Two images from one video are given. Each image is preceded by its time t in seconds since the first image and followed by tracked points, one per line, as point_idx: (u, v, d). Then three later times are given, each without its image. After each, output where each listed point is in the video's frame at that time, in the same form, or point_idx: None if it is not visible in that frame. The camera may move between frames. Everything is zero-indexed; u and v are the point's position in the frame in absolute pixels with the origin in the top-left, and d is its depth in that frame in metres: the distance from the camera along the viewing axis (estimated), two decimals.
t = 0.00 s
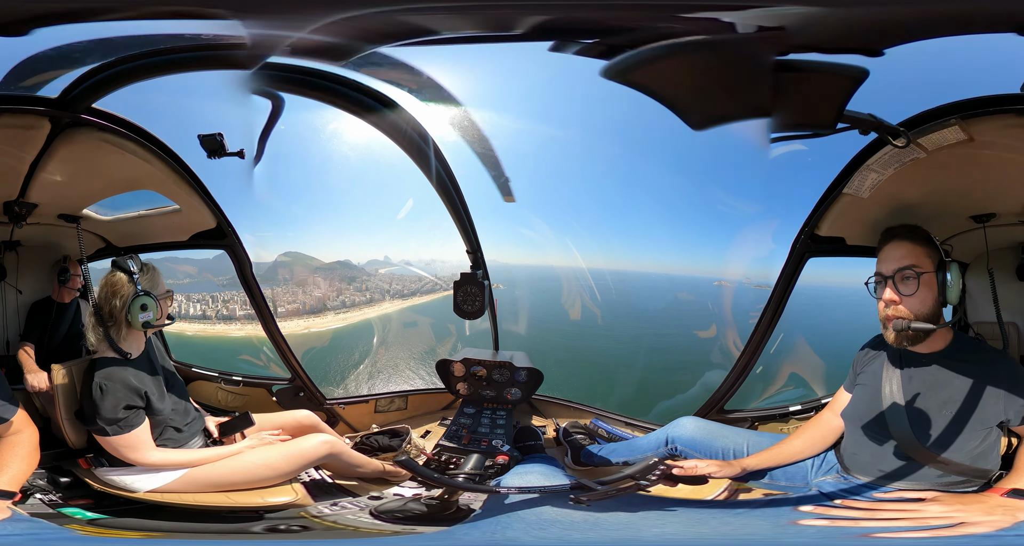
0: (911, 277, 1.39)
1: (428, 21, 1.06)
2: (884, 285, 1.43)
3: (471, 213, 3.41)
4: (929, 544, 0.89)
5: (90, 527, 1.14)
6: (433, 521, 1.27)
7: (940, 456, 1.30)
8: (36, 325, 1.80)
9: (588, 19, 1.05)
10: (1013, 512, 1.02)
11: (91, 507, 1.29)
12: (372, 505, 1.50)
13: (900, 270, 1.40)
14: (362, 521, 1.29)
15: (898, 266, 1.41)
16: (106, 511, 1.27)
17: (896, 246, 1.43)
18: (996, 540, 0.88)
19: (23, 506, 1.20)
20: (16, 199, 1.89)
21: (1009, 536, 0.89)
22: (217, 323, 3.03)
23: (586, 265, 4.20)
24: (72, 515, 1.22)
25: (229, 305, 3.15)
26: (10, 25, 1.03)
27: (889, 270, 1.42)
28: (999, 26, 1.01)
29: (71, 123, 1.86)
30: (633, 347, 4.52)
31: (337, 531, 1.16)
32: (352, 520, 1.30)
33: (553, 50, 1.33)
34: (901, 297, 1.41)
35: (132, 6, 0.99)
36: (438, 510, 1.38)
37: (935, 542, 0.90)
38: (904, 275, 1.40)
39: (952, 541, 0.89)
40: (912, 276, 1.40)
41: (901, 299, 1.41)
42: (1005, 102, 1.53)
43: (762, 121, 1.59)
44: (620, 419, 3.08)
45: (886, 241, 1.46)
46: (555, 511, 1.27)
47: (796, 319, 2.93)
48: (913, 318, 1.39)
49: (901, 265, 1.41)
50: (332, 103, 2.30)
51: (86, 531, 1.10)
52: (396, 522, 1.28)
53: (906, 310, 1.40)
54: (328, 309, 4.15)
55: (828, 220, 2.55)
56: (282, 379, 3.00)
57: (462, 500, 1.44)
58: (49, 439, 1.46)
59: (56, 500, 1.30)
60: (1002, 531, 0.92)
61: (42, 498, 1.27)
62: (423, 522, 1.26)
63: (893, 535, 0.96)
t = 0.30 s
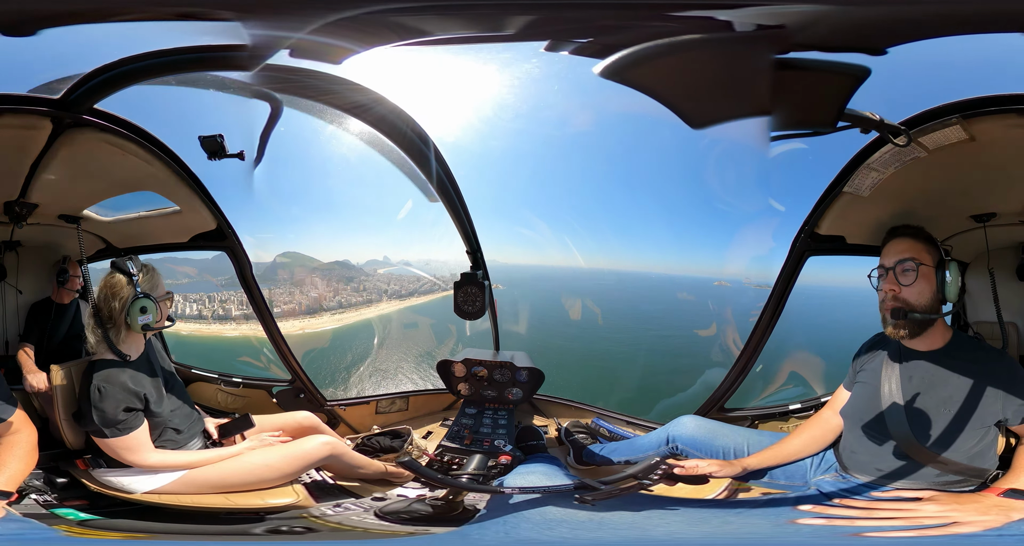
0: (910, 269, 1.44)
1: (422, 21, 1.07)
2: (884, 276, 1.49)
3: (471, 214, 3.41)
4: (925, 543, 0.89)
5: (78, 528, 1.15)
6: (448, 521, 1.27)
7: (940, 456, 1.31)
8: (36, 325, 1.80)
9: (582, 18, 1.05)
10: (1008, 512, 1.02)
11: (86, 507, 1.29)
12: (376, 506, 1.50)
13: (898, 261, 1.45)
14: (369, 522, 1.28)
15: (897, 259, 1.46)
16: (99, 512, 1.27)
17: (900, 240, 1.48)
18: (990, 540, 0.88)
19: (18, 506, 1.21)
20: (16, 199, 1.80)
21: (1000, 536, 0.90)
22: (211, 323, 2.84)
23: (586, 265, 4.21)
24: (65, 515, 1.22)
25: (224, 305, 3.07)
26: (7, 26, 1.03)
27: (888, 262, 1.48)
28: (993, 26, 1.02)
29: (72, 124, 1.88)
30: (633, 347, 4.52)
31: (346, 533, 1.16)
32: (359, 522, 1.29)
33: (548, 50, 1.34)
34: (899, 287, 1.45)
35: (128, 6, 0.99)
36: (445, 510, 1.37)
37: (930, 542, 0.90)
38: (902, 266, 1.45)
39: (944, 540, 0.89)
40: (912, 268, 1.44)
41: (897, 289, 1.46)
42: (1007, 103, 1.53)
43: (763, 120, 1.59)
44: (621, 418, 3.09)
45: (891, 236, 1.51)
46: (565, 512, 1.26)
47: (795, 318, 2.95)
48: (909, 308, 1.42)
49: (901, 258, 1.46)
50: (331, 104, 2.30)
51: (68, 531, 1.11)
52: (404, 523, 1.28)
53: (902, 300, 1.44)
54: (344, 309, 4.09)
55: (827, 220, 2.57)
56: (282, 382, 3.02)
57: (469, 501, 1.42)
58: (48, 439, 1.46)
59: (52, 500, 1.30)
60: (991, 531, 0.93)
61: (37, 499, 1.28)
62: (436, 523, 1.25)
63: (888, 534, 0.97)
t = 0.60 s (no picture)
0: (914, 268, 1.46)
1: (418, 22, 1.07)
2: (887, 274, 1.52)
3: (471, 214, 3.42)
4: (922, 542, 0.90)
5: (69, 528, 1.17)
6: (453, 521, 1.26)
7: (941, 457, 1.32)
8: (36, 325, 1.81)
9: (579, 17, 1.06)
10: (1003, 512, 1.05)
11: (85, 508, 1.32)
12: (380, 507, 1.49)
13: (902, 260, 1.48)
14: (371, 523, 1.29)
15: (900, 257, 1.49)
16: (97, 513, 1.29)
17: (903, 239, 1.50)
18: (984, 540, 0.89)
19: (13, 507, 1.26)
20: (16, 199, 1.83)
21: (994, 536, 0.91)
22: (206, 322, 2.82)
23: (585, 265, 4.21)
24: (61, 515, 1.26)
25: (221, 306, 3.03)
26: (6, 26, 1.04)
27: (892, 260, 1.51)
28: (989, 25, 1.02)
29: (73, 125, 1.88)
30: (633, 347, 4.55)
31: (350, 534, 1.16)
32: (362, 522, 1.29)
33: (545, 50, 1.35)
34: (903, 286, 1.48)
35: (125, 6, 0.99)
36: (449, 510, 1.38)
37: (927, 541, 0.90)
38: (906, 264, 1.48)
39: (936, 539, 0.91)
40: (915, 267, 1.46)
41: (900, 287, 1.48)
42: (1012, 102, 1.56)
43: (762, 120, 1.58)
44: (622, 418, 3.10)
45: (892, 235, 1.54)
46: (563, 511, 1.26)
47: (795, 318, 2.97)
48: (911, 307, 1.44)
49: (904, 256, 1.48)
50: (331, 105, 2.31)
51: (58, 531, 1.13)
52: (409, 523, 1.28)
53: (904, 299, 1.46)
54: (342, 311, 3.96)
55: (827, 220, 2.57)
56: (282, 383, 3.06)
57: (472, 501, 1.42)
58: (46, 440, 1.46)
59: (49, 502, 1.33)
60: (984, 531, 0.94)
61: (35, 499, 1.33)
62: (442, 523, 1.26)
63: (882, 534, 0.98)
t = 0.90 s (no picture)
0: (923, 268, 1.41)
1: (414, 22, 1.07)
2: (897, 273, 1.45)
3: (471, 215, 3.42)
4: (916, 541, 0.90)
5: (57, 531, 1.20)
6: (465, 521, 1.26)
7: (940, 456, 1.32)
8: (35, 325, 1.83)
9: (575, 16, 1.06)
10: (995, 513, 1.06)
11: (79, 508, 1.34)
12: (382, 507, 1.49)
13: (912, 259, 1.42)
14: (381, 524, 1.29)
15: (912, 256, 1.43)
16: (90, 514, 1.31)
17: (908, 238, 1.46)
18: (978, 540, 0.89)
19: (8, 507, 1.27)
20: (16, 199, 1.84)
21: (989, 535, 0.91)
22: (202, 322, 2.59)
23: (585, 265, 4.21)
24: (55, 515, 1.29)
25: (219, 306, 2.88)
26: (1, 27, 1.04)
27: (902, 259, 1.45)
28: (984, 25, 1.02)
29: (75, 126, 1.88)
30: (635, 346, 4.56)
31: (361, 535, 1.17)
32: (368, 523, 1.29)
33: (541, 49, 1.35)
34: (912, 285, 1.43)
35: (120, 6, 0.99)
36: (454, 511, 1.37)
37: (921, 540, 0.91)
38: (915, 264, 1.42)
39: (928, 538, 0.91)
40: (926, 267, 1.42)
41: (910, 287, 1.42)
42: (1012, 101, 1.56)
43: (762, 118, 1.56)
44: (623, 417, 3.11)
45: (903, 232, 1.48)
46: (573, 511, 1.26)
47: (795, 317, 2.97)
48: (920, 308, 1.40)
49: (916, 255, 1.43)
50: (329, 106, 2.31)
51: (42, 531, 1.15)
52: (417, 523, 1.28)
53: (914, 299, 1.42)
54: (339, 310, 3.93)
55: (827, 218, 2.57)
56: (282, 383, 3.07)
57: (477, 501, 1.42)
58: (44, 441, 1.45)
59: (44, 502, 1.35)
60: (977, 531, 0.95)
61: (30, 499, 1.35)
62: (451, 523, 1.26)
63: (875, 533, 0.98)
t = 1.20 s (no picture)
0: (943, 271, 1.39)
1: (416, 22, 1.08)
2: (918, 276, 1.42)
3: (471, 214, 3.42)
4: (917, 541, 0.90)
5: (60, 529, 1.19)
6: (463, 521, 1.26)
7: (940, 456, 1.32)
8: (36, 325, 1.81)
9: (578, 16, 1.06)
10: (997, 512, 1.05)
11: (79, 508, 1.33)
12: (382, 507, 1.49)
13: (934, 261, 1.40)
14: (381, 524, 1.29)
15: (933, 259, 1.40)
16: (91, 514, 1.30)
17: (918, 238, 1.44)
18: (979, 539, 0.89)
19: (8, 506, 1.26)
20: (17, 200, 1.84)
21: (995, 534, 0.91)
22: (199, 322, 2.66)
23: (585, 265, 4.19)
24: (55, 515, 1.28)
25: (215, 306, 2.90)
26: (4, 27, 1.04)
27: (923, 260, 1.41)
28: (984, 26, 1.02)
29: (74, 125, 1.89)
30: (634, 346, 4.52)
31: (359, 534, 1.17)
32: (367, 523, 1.30)
33: (542, 49, 1.35)
34: (932, 288, 1.40)
35: (120, 7, 0.99)
36: (453, 512, 1.37)
37: (922, 540, 0.91)
38: (937, 266, 1.39)
39: (927, 538, 0.92)
40: (945, 270, 1.40)
41: (931, 289, 1.40)
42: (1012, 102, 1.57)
43: (763, 118, 1.57)
44: (623, 416, 3.12)
45: (914, 234, 1.45)
46: (571, 511, 1.26)
47: (795, 317, 2.97)
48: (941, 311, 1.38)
49: (937, 257, 1.40)
50: (329, 106, 2.31)
51: (44, 532, 1.12)
52: (416, 523, 1.28)
53: (934, 303, 1.39)
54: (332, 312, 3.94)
55: (827, 218, 2.56)
56: (282, 384, 3.05)
57: (477, 501, 1.42)
58: (44, 441, 1.46)
59: (45, 502, 1.34)
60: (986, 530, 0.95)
61: (30, 499, 1.34)
62: (452, 523, 1.25)
63: (878, 533, 0.98)
